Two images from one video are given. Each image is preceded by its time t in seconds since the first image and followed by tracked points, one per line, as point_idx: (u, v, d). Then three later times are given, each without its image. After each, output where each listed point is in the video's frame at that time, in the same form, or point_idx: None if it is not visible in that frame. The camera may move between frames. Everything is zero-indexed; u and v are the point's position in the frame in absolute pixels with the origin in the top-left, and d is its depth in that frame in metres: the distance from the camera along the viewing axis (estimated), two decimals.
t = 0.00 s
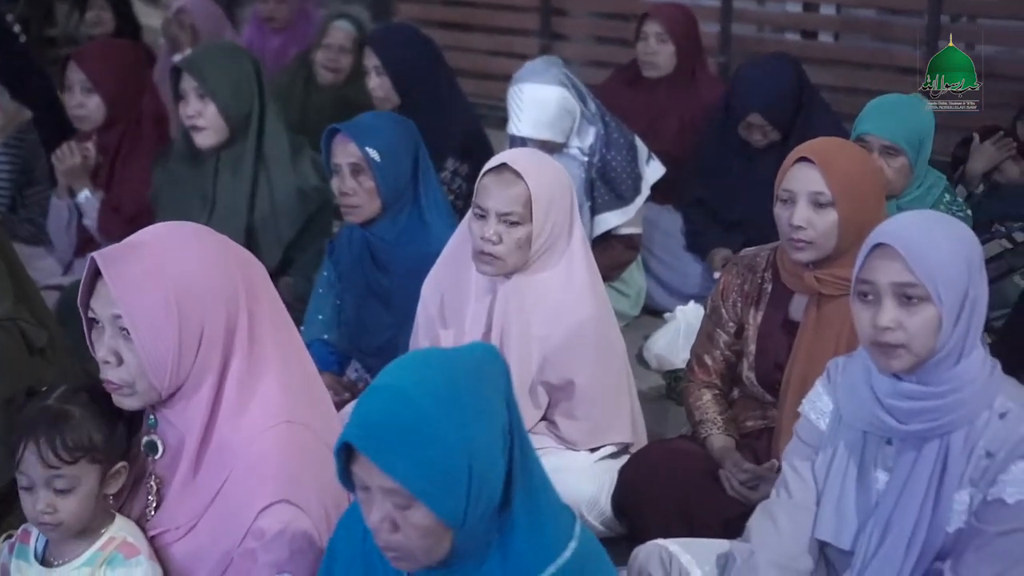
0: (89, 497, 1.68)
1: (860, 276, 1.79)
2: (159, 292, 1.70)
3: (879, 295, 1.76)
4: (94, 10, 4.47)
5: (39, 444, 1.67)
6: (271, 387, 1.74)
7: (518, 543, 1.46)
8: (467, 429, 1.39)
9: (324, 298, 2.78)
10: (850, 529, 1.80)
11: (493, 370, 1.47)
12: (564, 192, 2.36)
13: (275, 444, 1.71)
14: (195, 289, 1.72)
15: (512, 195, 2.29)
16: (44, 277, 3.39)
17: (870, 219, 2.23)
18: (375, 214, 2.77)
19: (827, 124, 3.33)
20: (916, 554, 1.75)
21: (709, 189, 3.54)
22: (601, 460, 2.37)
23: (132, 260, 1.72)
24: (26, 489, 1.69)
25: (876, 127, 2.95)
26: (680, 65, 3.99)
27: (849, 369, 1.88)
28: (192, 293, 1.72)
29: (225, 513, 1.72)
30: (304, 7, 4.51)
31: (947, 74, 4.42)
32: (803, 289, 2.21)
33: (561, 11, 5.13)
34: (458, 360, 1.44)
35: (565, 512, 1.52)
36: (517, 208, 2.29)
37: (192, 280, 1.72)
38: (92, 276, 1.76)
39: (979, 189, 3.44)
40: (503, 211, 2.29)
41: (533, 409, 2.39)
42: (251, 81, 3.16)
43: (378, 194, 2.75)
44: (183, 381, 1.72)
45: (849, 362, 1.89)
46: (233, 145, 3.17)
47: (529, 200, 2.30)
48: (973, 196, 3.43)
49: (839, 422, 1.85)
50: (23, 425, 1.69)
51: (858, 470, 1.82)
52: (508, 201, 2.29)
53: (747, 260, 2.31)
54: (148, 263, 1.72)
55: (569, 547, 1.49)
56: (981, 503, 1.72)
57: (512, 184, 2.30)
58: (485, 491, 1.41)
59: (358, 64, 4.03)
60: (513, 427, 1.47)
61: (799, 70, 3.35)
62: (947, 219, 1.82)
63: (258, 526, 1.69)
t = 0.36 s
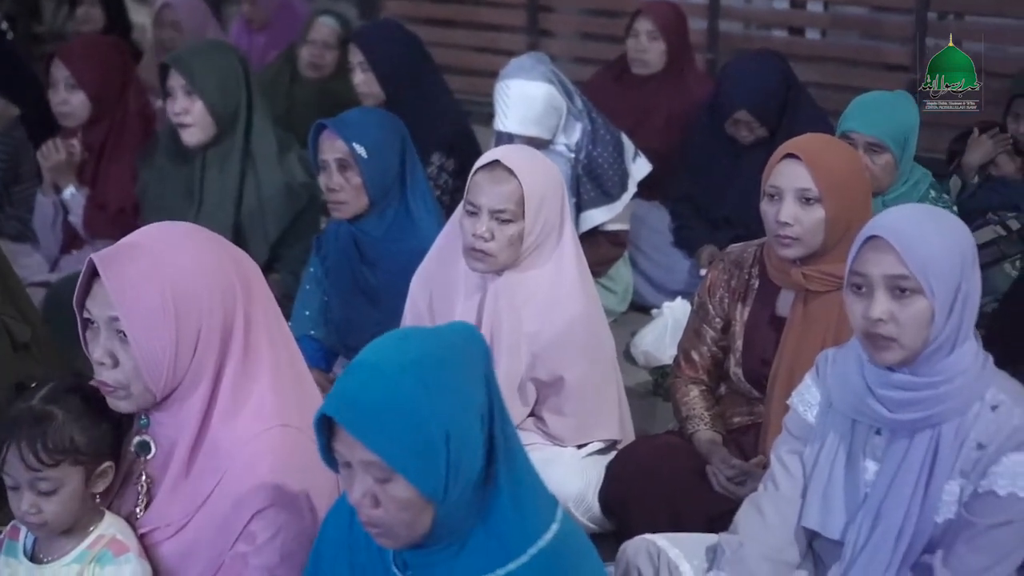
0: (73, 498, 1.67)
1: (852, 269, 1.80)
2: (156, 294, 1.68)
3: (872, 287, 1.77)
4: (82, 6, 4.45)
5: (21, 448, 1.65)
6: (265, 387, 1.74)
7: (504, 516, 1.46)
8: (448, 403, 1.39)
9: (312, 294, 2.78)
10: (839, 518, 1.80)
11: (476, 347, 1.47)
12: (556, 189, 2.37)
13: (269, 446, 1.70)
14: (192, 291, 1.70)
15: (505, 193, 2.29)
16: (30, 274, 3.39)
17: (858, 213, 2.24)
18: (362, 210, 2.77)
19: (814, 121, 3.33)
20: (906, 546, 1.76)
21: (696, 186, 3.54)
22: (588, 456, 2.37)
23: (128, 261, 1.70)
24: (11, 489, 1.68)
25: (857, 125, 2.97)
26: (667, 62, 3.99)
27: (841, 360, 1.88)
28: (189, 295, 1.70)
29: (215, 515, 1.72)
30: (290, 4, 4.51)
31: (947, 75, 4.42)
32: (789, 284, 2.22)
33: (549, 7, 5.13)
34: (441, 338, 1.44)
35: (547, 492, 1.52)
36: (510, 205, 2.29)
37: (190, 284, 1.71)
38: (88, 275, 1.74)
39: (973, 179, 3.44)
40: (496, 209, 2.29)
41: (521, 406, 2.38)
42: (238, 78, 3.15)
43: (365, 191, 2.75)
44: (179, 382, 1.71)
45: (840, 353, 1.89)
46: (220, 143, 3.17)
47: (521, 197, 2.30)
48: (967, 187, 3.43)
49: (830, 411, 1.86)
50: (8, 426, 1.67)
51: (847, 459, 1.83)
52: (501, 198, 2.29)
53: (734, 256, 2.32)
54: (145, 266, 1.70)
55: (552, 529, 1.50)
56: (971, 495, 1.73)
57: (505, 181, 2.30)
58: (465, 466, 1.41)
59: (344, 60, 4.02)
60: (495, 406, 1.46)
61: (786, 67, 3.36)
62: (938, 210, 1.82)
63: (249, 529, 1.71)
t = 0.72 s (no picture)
0: (47, 500, 1.65)
1: (833, 263, 1.81)
2: (151, 296, 1.66)
3: (852, 282, 1.77)
4: None
5: None
6: (258, 388, 1.74)
7: (488, 486, 1.46)
8: (434, 370, 1.39)
9: (294, 287, 2.77)
10: (819, 512, 1.81)
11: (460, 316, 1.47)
12: (532, 179, 2.38)
13: (258, 450, 1.70)
14: (185, 293, 1.69)
15: (479, 183, 2.29)
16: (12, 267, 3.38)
17: (839, 205, 2.24)
18: (345, 203, 2.77)
19: (798, 115, 3.34)
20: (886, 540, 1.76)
21: (680, 179, 3.55)
22: (572, 449, 2.37)
23: (124, 264, 1.68)
24: None
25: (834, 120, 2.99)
26: (651, 55, 3.99)
27: (822, 356, 1.89)
28: (185, 296, 1.68)
29: (202, 517, 1.72)
30: None
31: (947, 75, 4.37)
32: (771, 277, 2.22)
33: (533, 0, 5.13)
34: (427, 310, 1.44)
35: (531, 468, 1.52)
36: (484, 197, 2.30)
37: (184, 286, 1.69)
38: (80, 276, 1.71)
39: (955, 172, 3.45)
40: (470, 200, 2.29)
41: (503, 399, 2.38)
42: (221, 72, 3.13)
43: (348, 183, 2.75)
44: (171, 384, 1.70)
45: (822, 348, 1.90)
46: (203, 137, 3.16)
47: (496, 188, 2.31)
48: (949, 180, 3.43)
49: (812, 403, 1.87)
50: None
51: (827, 453, 1.84)
52: (475, 189, 2.30)
53: (716, 250, 2.31)
54: (142, 271, 1.68)
55: (534, 503, 1.49)
56: (952, 487, 1.73)
57: (478, 173, 2.31)
58: (452, 433, 1.41)
59: (327, 52, 4.01)
60: (479, 379, 1.46)
61: (770, 61, 3.36)
62: (918, 203, 1.83)
63: (236, 533, 1.70)
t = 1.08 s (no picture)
0: (28, 498, 1.66)
1: (816, 259, 1.81)
2: (134, 294, 1.67)
3: (835, 278, 1.77)
4: None
5: None
6: (239, 385, 1.74)
7: (473, 480, 1.45)
8: (422, 361, 1.39)
9: (279, 282, 2.78)
10: (803, 506, 1.82)
11: (447, 309, 1.47)
12: (516, 174, 2.38)
13: (241, 448, 1.70)
14: (168, 292, 1.69)
15: (462, 178, 2.29)
16: None
17: (823, 201, 2.25)
18: (330, 198, 2.76)
19: (782, 111, 3.34)
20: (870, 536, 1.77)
21: (665, 174, 3.55)
22: (556, 445, 2.38)
23: (108, 260, 1.68)
24: None
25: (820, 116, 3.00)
26: (636, 50, 3.99)
27: (806, 351, 1.89)
28: (168, 295, 1.69)
29: (184, 514, 1.72)
30: None
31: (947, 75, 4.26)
32: (756, 272, 2.22)
33: None
34: (413, 302, 1.44)
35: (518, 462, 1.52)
36: (468, 191, 2.30)
37: (168, 287, 1.69)
38: (63, 271, 1.71)
39: (934, 174, 3.43)
40: (455, 195, 2.29)
41: (488, 395, 2.37)
42: (205, 66, 3.12)
43: (332, 178, 2.74)
44: (153, 380, 1.71)
45: (806, 343, 1.90)
46: (187, 133, 3.15)
47: (479, 183, 2.31)
48: (927, 182, 3.41)
49: (796, 400, 1.88)
50: None
51: (811, 448, 1.84)
52: (458, 184, 2.29)
53: (701, 245, 2.32)
54: (126, 265, 1.69)
55: (519, 498, 1.49)
56: (935, 482, 1.74)
57: (461, 168, 2.31)
58: (439, 427, 1.41)
59: (312, 47, 4.01)
60: (467, 373, 1.46)
61: (754, 56, 3.36)
62: (903, 199, 1.83)
63: (219, 528, 1.70)
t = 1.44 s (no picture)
0: (18, 490, 1.67)
1: (806, 253, 1.80)
2: (115, 281, 1.67)
3: (826, 271, 1.77)
4: None
5: None
6: (221, 372, 1.73)
7: (463, 486, 1.46)
8: (413, 374, 1.39)
9: (270, 277, 2.73)
10: (794, 500, 1.82)
11: (436, 315, 1.46)
12: (510, 168, 2.38)
13: (227, 432, 1.70)
14: (149, 278, 1.69)
15: (459, 173, 2.28)
16: None
17: (813, 194, 2.24)
18: (320, 192, 2.76)
19: (772, 104, 3.34)
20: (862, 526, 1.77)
21: (655, 167, 3.55)
22: (547, 438, 2.37)
23: (87, 248, 1.69)
24: None
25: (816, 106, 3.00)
26: (626, 42, 3.98)
27: (796, 344, 1.89)
28: (148, 280, 1.69)
29: (171, 500, 1.71)
30: None
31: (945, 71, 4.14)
32: (746, 264, 2.22)
33: None
34: (404, 311, 1.43)
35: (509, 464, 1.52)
36: (464, 186, 2.29)
37: (149, 273, 1.69)
38: (44, 257, 1.72)
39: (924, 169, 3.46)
40: (450, 190, 2.29)
41: (480, 388, 2.38)
42: (193, 61, 3.11)
43: (322, 172, 2.75)
44: (134, 367, 1.71)
45: (797, 336, 1.90)
46: (175, 128, 3.15)
47: (475, 178, 2.30)
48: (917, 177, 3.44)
49: (786, 393, 1.88)
50: None
51: (802, 441, 1.84)
52: (455, 179, 2.29)
53: (692, 238, 2.32)
54: (104, 252, 1.69)
55: (513, 503, 1.48)
56: (926, 473, 1.74)
57: (459, 162, 2.30)
58: (432, 436, 1.42)
59: (303, 42, 4.00)
60: (458, 379, 1.46)
61: (744, 49, 3.36)
62: (893, 192, 1.83)
63: (205, 512, 1.68)
